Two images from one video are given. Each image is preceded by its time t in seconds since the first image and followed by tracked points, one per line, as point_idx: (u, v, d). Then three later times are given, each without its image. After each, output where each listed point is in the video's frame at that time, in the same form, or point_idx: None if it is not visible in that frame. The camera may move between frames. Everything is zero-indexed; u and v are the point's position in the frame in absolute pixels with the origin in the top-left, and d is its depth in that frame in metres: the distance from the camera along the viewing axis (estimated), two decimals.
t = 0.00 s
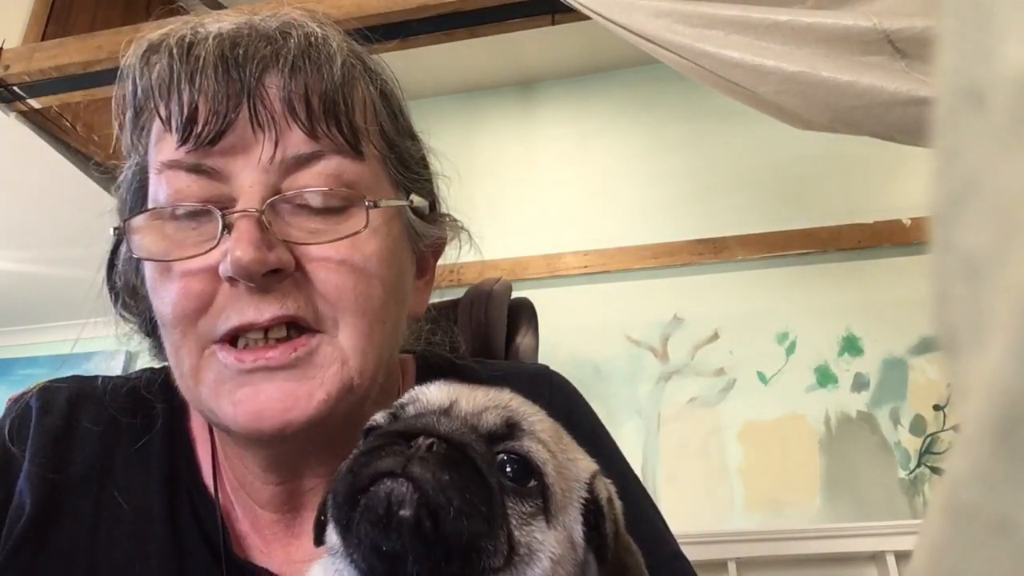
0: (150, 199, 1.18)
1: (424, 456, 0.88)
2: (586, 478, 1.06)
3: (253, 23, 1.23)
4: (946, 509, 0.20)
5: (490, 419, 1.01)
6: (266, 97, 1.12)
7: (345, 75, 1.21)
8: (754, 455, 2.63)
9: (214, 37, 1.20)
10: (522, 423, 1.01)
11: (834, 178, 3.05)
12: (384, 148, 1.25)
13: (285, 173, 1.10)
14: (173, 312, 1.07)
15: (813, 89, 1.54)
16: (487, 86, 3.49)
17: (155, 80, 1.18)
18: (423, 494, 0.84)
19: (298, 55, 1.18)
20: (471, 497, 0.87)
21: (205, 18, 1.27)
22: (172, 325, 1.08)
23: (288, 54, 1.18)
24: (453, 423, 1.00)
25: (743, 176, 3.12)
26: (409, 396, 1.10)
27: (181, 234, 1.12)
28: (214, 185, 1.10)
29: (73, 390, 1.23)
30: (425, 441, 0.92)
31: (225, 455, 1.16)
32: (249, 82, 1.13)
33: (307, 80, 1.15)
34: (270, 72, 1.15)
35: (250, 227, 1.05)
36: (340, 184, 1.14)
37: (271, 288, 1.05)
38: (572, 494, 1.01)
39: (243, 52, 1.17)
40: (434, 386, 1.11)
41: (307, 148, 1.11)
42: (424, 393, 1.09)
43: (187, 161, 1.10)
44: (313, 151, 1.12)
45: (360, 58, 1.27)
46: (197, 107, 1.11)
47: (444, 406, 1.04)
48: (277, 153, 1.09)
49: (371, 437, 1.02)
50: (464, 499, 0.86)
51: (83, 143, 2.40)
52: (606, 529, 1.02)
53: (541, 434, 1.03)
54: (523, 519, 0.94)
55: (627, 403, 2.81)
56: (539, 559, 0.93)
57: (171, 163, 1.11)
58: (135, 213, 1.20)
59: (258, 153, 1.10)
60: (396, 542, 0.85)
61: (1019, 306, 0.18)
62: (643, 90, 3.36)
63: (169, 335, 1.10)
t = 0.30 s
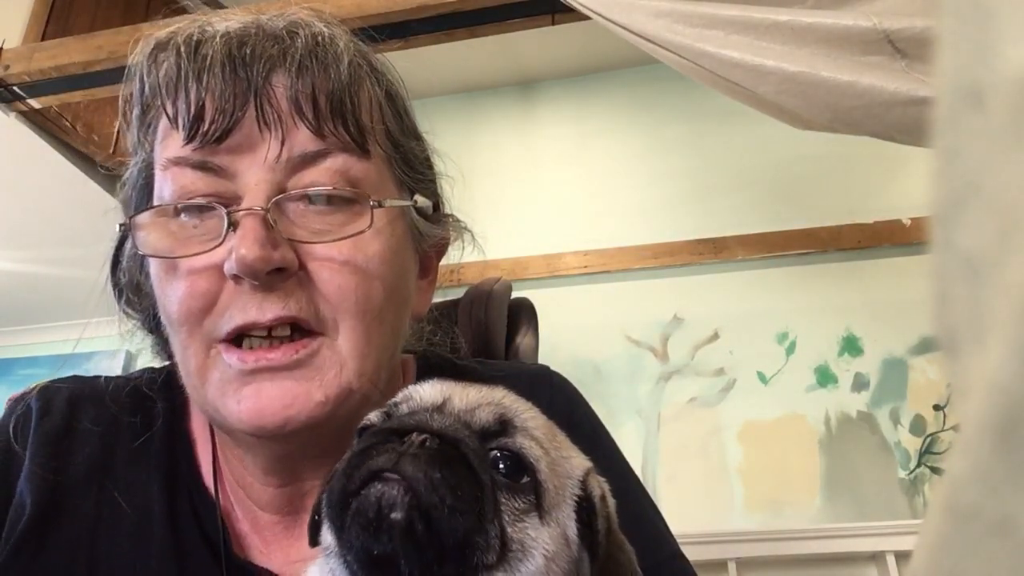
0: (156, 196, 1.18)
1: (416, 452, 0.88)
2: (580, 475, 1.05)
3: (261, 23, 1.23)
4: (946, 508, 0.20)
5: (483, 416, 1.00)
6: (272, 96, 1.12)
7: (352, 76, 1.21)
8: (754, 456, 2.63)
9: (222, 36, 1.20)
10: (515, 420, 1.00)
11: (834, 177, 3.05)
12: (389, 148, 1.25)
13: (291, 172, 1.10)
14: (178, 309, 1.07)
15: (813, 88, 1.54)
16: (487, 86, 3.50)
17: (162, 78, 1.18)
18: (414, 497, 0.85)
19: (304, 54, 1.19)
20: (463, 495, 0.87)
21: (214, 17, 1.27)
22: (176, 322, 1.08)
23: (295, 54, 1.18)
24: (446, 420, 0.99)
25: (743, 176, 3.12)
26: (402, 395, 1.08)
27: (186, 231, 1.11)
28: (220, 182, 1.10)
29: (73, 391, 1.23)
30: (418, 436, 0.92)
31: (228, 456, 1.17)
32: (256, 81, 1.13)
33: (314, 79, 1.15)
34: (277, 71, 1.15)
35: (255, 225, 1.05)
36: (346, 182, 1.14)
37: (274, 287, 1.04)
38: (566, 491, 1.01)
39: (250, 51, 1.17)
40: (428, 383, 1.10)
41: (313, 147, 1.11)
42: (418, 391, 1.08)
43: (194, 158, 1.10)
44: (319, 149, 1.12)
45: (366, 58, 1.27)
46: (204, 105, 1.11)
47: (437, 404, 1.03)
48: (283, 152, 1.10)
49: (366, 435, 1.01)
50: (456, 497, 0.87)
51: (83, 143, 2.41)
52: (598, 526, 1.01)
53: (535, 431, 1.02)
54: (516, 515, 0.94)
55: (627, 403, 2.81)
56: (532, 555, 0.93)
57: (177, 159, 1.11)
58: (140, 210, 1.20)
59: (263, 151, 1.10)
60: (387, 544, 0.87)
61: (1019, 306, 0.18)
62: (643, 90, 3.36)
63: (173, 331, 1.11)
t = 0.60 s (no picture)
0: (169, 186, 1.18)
1: (421, 447, 0.89)
2: (580, 473, 1.05)
3: (278, 24, 1.25)
4: (946, 509, 0.20)
5: (485, 415, 1.01)
6: (285, 94, 1.13)
7: (364, 77, 1.22)
8: (754, 456, 2.63)
9: (240, 35, 1.20)
10: (517, 418, 1.01)
11: (834, 177, 3.05)
12: (397, 149, 1.26)
13: (299, 166, 1.11)
14: (183, 296, 1.07)
15: (813, 88, 1.54)
16: (487, 86, 3.50)
17: (180, 74, 1.19)
18: (417, 505, 0.85)
19: (318, 55, 1.20)
20: (465, 495, 0.88)
21: (233, 18, 1.28)
22: (181, 309, 1.08)
23: (309, 54, 1.19)
24: (449, 418, 1.00)
25: (743, 176, 3.12)
26: (405, 392, 1.08)
27: (196, 221, 1.12)
28: (231, 173, 1.10)
29: (74, 391, 1.22)
30: (421, 434, 0.92)
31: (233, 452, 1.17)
32: (270, 78, 1.14)
33: (326, 79, 1.16)
34: (290, 70, 1.16)
35: (261, 215, 1.05)
36: (353, 178, 1.15)
37: (277, 277, 1.05)
38: (567, 488, 1.01)
39: (266, 50, 1.18)
40: (432, 380, 1.11)
41: (322, 143, 1.12)
42: (421, 388, 1.08)
43: (206, 149, 1.11)
44: (327, 146, 1.13)
45: (379, 63, 1.28)
46: (218, 99, 1.12)
47: (440, 401, 1.04)
48: (293, 146, 1.10)
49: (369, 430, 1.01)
50: (459, 497, 0.87)
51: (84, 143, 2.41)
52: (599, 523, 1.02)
53: (536, 428, 1.03)
54: (517, 512, 0.94)
55: (627, 403, 2.81)
56: (534, 553, 0.93)
57: (190, 150, 1.12)
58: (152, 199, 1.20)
59: (274, 145, 1.11)
60: (391, 555, 0.86)
61: (1018, 304, 0.18)
62: (642, 90, 3.36)
63: (178, 318, 1.11)
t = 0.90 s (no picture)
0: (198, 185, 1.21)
1: (406, 409, 0.89)
2: (558, 431, 1.05)
3: (306, 41, 1.30)
4: (946, 509, 0.20)
5: (467, 378, 0.99)
6: (311, 102, 1.17)
7: (384, 90, 1.26)
8: (754, 456, 2.63)
9: (271, 49, 1.25)
10: (497, 382, 1.00)
11: (834, 177, 3.05)
12: (413, 159, 1.29)
13: (321, 169, 1.15)
14: (209, 287, 1.10)
15: (813, 89, 1.54)
16: (487, 86, 3.50)
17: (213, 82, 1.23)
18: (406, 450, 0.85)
19: (343, 68, 1.24)
20: (448, 447, 0.89)
21: (264, 35, 1.33)
22: (207, 300, 1.11)
23: (334, 67, 1.23)
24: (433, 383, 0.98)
25: (744, 176, 3.12)
26: (396, 361, 1.06)
27: (222, 218, 1.15)
28: (257, 173, 1.14)
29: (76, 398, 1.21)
30: (407, 398, 0.92)
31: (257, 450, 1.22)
32: (297, 88, 1.18)
33: (349, 89, 1.21)
34: (316, 81, 1.21)
35: (285, 210, 1.09)
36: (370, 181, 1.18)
37: (297, 268, 1.07)
38: (546, 446, 1.01)
39: (294, 62, 1.23)
40: (420, 351, 1.07)
41: (343, 148, 1.16)
42: (409, 357, 1.06)
43: (234, 150, 1.15)
44: (348, 151, 1.17)
45: (399, 79, 1.32)
46: (248, 105, 1.16)
47: (426, 368, 1.01)
48: (317, 150, 1.14)
49: (366, 395, 0.99)
50: (442, 451, 0.88)
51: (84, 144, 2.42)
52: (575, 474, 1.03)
53: (516, 391, 1.02)
54: (497, 467, 0.94)
55: (627, 403, 2.80)
56: (513, 505, 0.94)
57: (220, 151, 1.16)
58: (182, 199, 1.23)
59: (299, 148, 1.15)
60: (379, 512, 0.87)
61: (1018, 303, 0.18)
62: (642, 90, 3.36)
63: (202, 310, 1.13)
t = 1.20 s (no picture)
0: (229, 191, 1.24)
1: (361, 427, 0.89)
2: (506, 408, 1.03)
3: (332, 60, 1.32)
4: (947, 507, 0.20)
5: (412, 381, 0.97)
6: (337, 117, 1.20)
7: (407, 107, 1.28)
8: (754, 455, 2.63)
9: (301, 67, 1.27)
10: (442, 378, 0.98)
11: (835, 177, 3.05)
12: (430, 171, 1.30)
13: (346, 179, 1.17)
14: (234, 287, 1.12)
15: (812, 89, 1.54)
16: (487, 86, 3.50)
17: (244, 95, 1.25)
18: (367, 470, 0.86)
19: (367, 85, 1.26)
20: (404, 456, 0.89)
21: (293, 53, 1.35)
22: (232, 299, 1.13)
23: (359, 84, 1.26)
24: (379, 391, 0.95)
25: (743, 176, 3.12)
26: (342, 367, 1.03)
27: (249, 222, 1.17)
28: (284, 182, 1.17)
29: (92, 413, 1.21)
30: (361, 412, 0.91)
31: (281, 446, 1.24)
32: (324, 103, 1.21)
33: (373, 106, 1.23)
34: (342, 97, 1.23)
35: (310, 216, 1.11)
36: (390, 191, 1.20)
37: (320, 270, 1.09)
38: (496, 426, 1.00)
39: (321, 80, 1.25)
40: (364, 352, 1.04)
41: (366, 159, 1.19)
42: (353, 360, 1.03)
43: (264, 159, 1.18)
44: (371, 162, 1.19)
45: (419, 97, 1.33)
46: (277, 118, 1.19)
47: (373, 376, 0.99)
48: (342, 161, 1.17)
49: (312, 417, 0.98)
50: (400, 460, 0.88)
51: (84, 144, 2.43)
52: (520, 447, 1.00)
53: (459, 381, 1.00)
54: (453, 460, 0.94)
55: (628, 403, 2.80)
56: (474, 490, 0.94)
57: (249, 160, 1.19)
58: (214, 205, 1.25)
59: (324, 159, 1.18)
60: (352, 527, 0.89)
61: (1018, 305, 0.18)
62: (642, 90, 3.36)
63: (228, 310, 1.15)
